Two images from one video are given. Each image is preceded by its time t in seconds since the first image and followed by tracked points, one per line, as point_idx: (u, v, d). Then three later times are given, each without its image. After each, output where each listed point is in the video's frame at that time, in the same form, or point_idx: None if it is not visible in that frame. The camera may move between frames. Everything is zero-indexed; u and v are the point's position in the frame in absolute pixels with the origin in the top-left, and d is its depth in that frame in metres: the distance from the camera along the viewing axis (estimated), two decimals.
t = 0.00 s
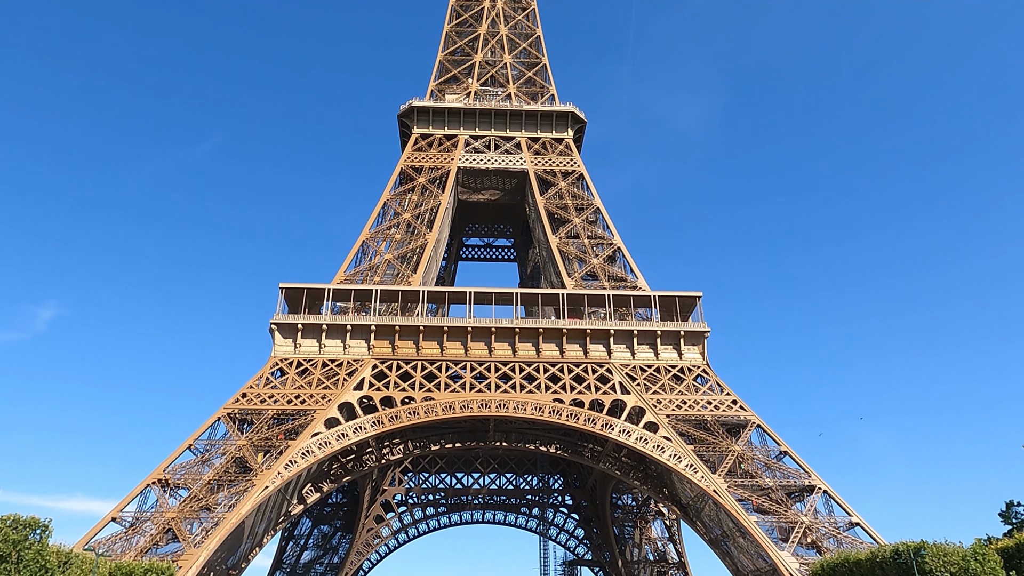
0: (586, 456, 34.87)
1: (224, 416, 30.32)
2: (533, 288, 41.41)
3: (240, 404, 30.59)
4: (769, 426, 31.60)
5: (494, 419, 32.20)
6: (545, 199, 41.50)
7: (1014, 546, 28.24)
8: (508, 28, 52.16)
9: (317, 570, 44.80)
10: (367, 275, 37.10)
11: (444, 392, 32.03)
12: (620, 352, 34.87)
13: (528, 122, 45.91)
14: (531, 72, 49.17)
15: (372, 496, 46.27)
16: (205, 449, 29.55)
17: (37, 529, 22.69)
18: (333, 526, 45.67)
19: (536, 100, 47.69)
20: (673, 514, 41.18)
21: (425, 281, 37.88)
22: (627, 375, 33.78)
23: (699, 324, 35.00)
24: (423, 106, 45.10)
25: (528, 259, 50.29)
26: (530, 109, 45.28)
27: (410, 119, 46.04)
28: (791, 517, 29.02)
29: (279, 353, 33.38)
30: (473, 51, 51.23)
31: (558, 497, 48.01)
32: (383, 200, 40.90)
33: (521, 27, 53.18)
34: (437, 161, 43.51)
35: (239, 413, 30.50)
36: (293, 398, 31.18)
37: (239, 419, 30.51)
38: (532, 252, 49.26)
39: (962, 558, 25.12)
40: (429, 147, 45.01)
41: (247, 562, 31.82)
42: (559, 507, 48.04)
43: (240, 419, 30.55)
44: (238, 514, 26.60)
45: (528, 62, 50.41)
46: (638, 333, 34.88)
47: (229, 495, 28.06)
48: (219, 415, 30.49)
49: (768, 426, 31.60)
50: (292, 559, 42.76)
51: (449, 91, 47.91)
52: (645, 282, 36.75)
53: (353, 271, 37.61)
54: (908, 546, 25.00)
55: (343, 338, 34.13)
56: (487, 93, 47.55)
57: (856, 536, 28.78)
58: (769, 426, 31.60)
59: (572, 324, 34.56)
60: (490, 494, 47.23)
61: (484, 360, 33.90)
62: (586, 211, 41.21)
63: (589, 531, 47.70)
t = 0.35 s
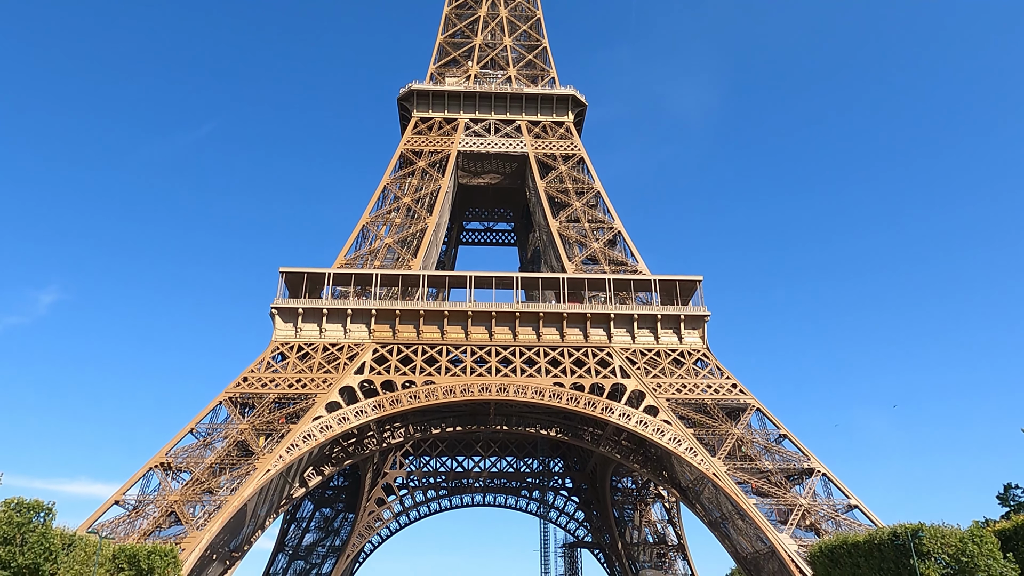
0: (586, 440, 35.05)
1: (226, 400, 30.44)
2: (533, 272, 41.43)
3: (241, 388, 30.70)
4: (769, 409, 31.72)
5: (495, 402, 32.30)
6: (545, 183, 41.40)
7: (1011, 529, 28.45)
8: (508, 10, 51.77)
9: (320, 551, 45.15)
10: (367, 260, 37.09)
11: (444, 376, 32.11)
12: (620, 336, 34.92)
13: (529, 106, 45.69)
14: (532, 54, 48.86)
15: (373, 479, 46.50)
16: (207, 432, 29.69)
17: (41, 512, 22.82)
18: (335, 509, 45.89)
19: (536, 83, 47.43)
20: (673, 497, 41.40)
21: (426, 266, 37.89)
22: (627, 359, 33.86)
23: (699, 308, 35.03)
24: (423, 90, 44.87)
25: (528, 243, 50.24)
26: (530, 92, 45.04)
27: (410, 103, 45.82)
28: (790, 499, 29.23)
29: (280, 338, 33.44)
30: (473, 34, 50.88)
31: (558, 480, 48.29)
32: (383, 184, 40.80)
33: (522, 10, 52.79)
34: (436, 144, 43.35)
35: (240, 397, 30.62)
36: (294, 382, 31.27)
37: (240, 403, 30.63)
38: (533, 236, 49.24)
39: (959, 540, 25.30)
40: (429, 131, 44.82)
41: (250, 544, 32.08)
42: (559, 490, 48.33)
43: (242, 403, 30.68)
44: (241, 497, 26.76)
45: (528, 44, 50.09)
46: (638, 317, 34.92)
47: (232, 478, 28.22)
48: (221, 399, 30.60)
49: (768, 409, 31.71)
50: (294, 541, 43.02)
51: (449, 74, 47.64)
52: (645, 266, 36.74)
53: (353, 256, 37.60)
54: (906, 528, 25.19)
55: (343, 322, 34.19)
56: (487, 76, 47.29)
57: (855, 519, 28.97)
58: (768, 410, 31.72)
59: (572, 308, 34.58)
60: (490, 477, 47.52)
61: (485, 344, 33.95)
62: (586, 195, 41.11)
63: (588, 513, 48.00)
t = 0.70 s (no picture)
0: (587, 424, 35.19)
1: (227, 384, 30.53)
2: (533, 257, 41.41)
3: (242, 372, 30.78)
4: (768, 393, 31.82)
5: (495, 386, 32.39)
6: (545, 168, 41.27)
7: (1008, 511, 28.63)
8: None
9: (321, 534, 45.48)
10: (367, 244, 37.04)
11: (445, 360, 32.18)
12: (620, 320, 34.95)
13: (529, 89, 45.45)
14: (532, 38, 48.54)
15: (375, 462, 46.70)
16: (208, 416, 29.80)
17: (43, 495, 22.90)
18: (337, 492, 46.16)
19: (536, 66, 47.15)
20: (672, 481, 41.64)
21: (426, 250, 37.86)
22: (627, 343, 33.90)
23: (699, 293, 35.04)
24: (423, 73, 44.61)
25: (528, 228, 50.16)
26: (530, 75, 44.78)
27: (410, 86, 45.56)
28: (788, 482, 29.41)
29: (281, 322, 33.47)
30: (473, 16, 50.53)
31: (558, 464, 48.49)
32: (383, 168, 40.67)
33: None
34: (436, 128, 43.16)
35: (242, 381, 30.70)
36: (295, 366, 31.35)
37: (241, 387, 30.72)
38: (533, 220, 49.17)
39: (957, 523, 25.48)
40: (429, 115, 44.61)
41: (252, 527, 32.29)
42: (559, 473, 48.55)
43: (243, 387, 30.76)
44: (243, 480, 26.89)
45: (528, 27, 49.76)
46: (638, 301, 34.94)
47: (234, 462, 28.35)
48: (222, 383, 30.68)
49: (767, 393, 31.82)
50: (296, 524, 43.39)
51: (449, 58, 47.36)
52: (645, 251, 36.72)
53: (353, 240, 37.55)
54: (903, 511, 25.33)
55: (344, 307, 34.22)
56: (487, 60, 47.01)
57: (853, 501, 29.14)
58: (768, 394, 31.82)
59: (572, 293, 34.60)
60: (491, 461, 47.76)
61: (485, 328, 33.98)
62: (586, 179, 40.99)
63: (588, 497, 48.27)
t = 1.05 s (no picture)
0: (586, 408, 35.30)
1: (227, 368, 30.59)
2: (533, 241, 41.36)
3: (242, 357, 30.83)
4: (768, 378, 31.89)
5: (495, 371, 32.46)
6: (545, 152, 41.11)
7: (1005, 495, 28.79)
8: None
9: (322, 518, 45.70)
10: (367, 229, 36.99)
11: (444, 345, 32.20)
12: (620, 305, 34.96)
13: (529, 73, 45.18)
14: (532, 21, 48.19)
15: (374, 446, 46.48)
16: (209, 401, 29.89)
17: (45, 479, 23.00)
18: (337, 476, 46.41)
19: (536, 50, 46.84)
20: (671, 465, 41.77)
21: (426, 235, 37.81)
22: (627, 328, 33.93)
23: (698, 278, 35.03)
24: (422, 56, 44.33)
25: (528, 213, 50.07)
26: (530, 59, 44.50)
27: (409, 70, 45.29)
28: (786, 467, 29.55)
29: (280, 307, 33.48)
30: None
31: (558, 448, 48.67)
32: (382, 153, 40.53)
33: None
34: (436, 113, 42.94)
35: (242, 366, 30.77)
36: (295, 351, 31.40)
37: (241, 372, 30.79)
38: (533, 205, 49.05)
39: (954, 506, 25.62)
40: (429, 99, 44.37)
41: (253, 511, 32.48)
42: (559, 457, 48.73)
43: (243, 371, 30.83)
44: (243, 464, 27.00)
45: (528, 10, 49.41)
46: (638, 286, 34.93)
47: (234, 446, 28.46)
48: (222, 367, 30.72)
49: (767, 378, 31.89)
50: (296, 508, 43.78)
51: (449, 41, 47.05)
52: (645, 236, 36.66)
53: (353, 225, 37.50)
54: (901, 494, 25.45)
55: (343, 292, 34.21)
56: (487, 43, 46.71)
57: (851, 485, 29.30)
58: (767, 378, 31.89)
59: (572, 278, 34.57)
60: (490, 445, 47.95)
61: (485, 313, 33.99)
62: (586, 164, 40.84)
63: (588, 481, 48.50)
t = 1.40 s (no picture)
0: (586, 393, 35.39)
1: (228, 353, 30.66)
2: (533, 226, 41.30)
3: (242, 342, 30.87)
4: (768, 363, 31.95)
5: (496, 356, 32.51)
6: (545, 137, 40.96)
7: (1003, 479, 28.93)
8: None
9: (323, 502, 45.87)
10: (367, 214, 36.93)
11: (445, 330, 32.23)
12: (620, 291, 34.96)
13: (529, 57, 44.92)
14: (532, 4, 47.87)
15: (375, 432, 47.05)
16: (210, 386, 29.98)
17: (47, 464, 23.08)
18: (339, 461, 46.40)
19: (536, 34, 46.54)
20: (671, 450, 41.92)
21: (426, 220, 37.76)
22: (627, 313, 33.93)
23: (699, 263, 35.01)
24: (422, 40, 44.06)
25: (528, 198, 49.97)
26: (530, 43, 44.22)
27: (409, 54, 45.04)
28: (786, 451, 29.68)
29: (281, 293, 33.48)
30: None
31: (558, 433, 48.84)
32: (382, 138, 40.37)
33: None
34: (435, 97, 42.73)
35: (242, 351, 30.83)
36: (295, 336, 31.43)
37: (242, 357, 30.86)
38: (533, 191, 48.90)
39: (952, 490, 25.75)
40: (429, 83, 44.14)
41: (255, 495, 32.69)
42: (559, 442, 48.93)
43: (244, 356, 30.90)
44: (245, 449, 27.11)
45: None
46: (638, 272, 34.91)
47: (236, 430, 28.58)
48: (223, 352, 30.78)
49: (767, 363, 31.95)
50: (298, 493, 43.95)
51: (448, 25, 46.75)
52: (645, 221, 36.60)
53: (353, 210, 37.43)
54: (899, 479, 25.54)
55: (343, 277, 34.20)
56: (487, 27, 46.42)
57: (850, 470, 29.47)
58: (767, 363, 31.95)
59: (572, 263, 34.54)
60: (491, 430, 48.16)
61: (485, 299, 33.99)
62: (586, 149, 40.68)
63: (588, 465, 48.73)
